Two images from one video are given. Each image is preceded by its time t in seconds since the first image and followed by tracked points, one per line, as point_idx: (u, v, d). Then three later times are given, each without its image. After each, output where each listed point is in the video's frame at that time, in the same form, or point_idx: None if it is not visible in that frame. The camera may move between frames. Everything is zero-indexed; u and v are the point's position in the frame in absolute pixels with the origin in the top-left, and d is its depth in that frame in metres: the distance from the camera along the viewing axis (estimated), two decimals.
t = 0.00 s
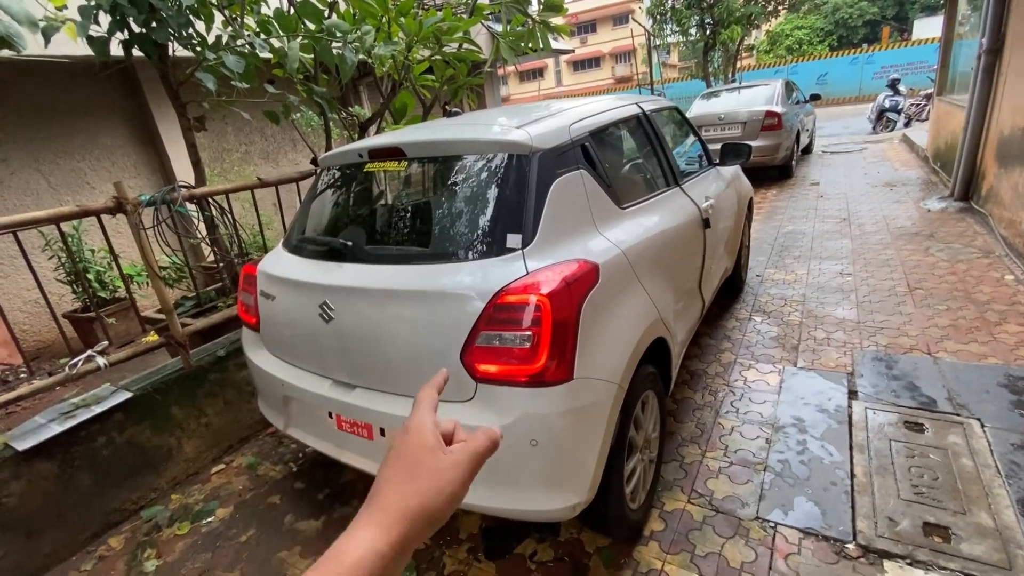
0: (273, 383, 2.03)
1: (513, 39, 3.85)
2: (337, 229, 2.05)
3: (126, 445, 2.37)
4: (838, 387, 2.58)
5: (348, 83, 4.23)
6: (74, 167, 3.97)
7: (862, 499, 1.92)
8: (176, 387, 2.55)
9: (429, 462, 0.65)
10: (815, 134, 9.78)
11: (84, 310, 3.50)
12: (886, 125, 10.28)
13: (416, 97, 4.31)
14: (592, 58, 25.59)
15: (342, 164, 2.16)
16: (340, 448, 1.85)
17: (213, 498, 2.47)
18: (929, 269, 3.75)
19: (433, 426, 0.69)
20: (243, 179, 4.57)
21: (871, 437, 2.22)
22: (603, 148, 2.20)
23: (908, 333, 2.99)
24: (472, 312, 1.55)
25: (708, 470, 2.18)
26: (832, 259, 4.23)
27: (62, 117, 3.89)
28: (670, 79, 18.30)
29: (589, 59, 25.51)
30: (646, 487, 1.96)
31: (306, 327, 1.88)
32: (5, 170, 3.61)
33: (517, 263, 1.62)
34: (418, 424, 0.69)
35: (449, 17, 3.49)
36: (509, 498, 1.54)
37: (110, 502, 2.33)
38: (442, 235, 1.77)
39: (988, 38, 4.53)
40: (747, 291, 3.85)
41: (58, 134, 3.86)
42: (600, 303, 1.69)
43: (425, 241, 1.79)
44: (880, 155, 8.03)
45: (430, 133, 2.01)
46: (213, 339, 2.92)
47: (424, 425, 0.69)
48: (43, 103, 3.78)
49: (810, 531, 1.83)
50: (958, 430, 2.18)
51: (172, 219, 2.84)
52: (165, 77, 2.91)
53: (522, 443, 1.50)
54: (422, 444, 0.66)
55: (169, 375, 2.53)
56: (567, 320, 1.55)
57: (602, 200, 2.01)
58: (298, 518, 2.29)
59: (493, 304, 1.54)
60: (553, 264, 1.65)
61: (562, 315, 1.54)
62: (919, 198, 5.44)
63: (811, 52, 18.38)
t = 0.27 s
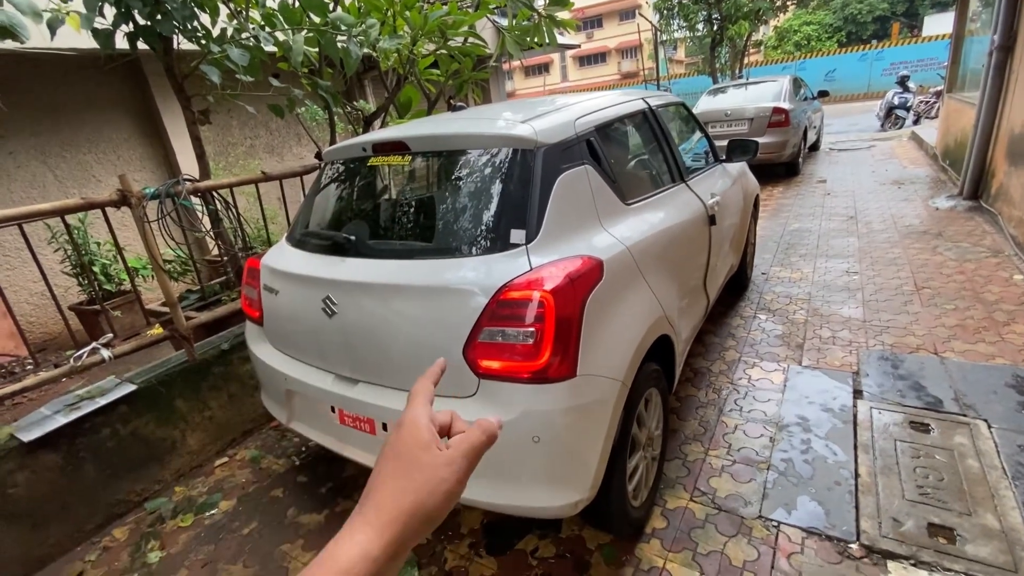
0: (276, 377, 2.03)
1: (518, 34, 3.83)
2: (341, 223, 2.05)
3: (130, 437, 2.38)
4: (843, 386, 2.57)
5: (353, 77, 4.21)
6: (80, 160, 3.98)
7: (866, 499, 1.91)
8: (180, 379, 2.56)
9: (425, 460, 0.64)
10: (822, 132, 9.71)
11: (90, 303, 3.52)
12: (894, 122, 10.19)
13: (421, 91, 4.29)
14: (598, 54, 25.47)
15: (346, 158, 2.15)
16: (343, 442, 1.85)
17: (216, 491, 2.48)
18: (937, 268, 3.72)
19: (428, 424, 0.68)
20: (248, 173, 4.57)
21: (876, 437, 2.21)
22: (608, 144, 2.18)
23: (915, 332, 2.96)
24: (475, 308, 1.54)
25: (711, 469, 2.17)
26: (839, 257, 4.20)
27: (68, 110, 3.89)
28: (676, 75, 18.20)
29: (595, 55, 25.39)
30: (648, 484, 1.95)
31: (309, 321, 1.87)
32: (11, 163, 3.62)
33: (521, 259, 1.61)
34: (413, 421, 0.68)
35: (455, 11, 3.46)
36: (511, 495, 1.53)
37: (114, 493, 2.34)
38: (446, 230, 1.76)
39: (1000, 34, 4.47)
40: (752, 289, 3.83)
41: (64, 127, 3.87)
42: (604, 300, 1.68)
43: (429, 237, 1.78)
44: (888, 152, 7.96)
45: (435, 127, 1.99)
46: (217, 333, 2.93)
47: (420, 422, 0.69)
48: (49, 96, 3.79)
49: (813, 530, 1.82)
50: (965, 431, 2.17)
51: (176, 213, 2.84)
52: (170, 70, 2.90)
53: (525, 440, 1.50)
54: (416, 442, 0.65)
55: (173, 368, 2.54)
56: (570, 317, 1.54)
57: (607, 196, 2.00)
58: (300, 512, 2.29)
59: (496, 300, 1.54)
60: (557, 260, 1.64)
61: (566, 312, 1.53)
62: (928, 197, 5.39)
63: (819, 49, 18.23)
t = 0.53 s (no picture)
0: (277, 373, 2.04)
1: (523, 30, 3.83)
2: (342, 220, 2.04)
3: (132, 431, 2.39)
4: (846, 387, 2.55)
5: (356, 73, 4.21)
6: (85, 155, 3.99)
7: (868, 501, 1.90)
8: (182, 374, 2.56)
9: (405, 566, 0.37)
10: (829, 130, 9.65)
11: (94, 297, 3.53)
12: (902, 121, 10.11)
13: (425, 87, 4.28)
14: (603, 51, 25.37)
15: (348, 154, 2.14)
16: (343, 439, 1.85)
17: (217, 486, 2.48)
18: (943, 268, 3.69)
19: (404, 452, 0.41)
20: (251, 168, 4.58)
21: (880, 439, 2.19)
22: (612, 141, 2.16)
23: (920, 333, 2.94)
24: (476, 306, 1.53)
25: (713, 469, 2.16)
26: (844, 256, 4.17)
27: (74, 105, 3.90)
28: (682, 72, 18.11)
29: (601, 51, 25.29)
30: (648, 484, 1.94)
31: (310, 317, 1.87)
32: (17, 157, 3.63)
33: (522, 257, 1.60)
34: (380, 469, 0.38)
35: (459, 6, 3.45)
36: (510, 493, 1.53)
37: (116, 487, 2.35)
38: (447, 228, 1.75)
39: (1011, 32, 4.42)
40: (756, 288, 3.80)
41: (69, 121, 3.88)
42: (606, 299, 1.67)
43: (430, 234, 1.77)
44: (896, 151, 7.90)
45: (437, 123, 1.98)
46: (219, 328, 2.93)
47: (394, 479, 0.39)
48: (54, 91, 3.80)
49: (815, 532, 1.81)
50: (969, 433, 2.15)
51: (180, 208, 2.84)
52: (174, 65, 2.90)
53: (525, 439, 1.49)
54: (388, 483, 0.39)
55: (176, 364, 2.55)
56: (571, 315, 1.53)
57: (610, 193, 1.98)
58: (301, 508, 2.29)
59: (497, 298, 1.53)
60: (558, 258, 1.63)
61: (567, 310, 1.52)
62: (935, 196, 5.35)
63: (827, 46, 18.09)
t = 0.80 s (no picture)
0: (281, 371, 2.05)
1: (527, 28, 3.82)
2: (346, 219, 2.05)
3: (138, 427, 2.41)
4: (849, 388, 2.55)
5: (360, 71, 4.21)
6: (91, 152, 4.01)
7: (870, 502, 1.90)
8: (187, 371, 2.58)
9: (351, 532, 0.37)
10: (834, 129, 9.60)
11: (100, 294, 3.56)
12: (909, 120, 10.04)
13: (429, 85, 4.28)
14: (608, 48, 25.29)
15: (352, 153, 2.15)
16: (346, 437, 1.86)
17: (221, 482, 2.50)
18: (948, 269, 3.68)
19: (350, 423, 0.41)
20: (256, 166, 4.59)
21: (882, 440, 2.19)
22: (616, 140, 2.16)
23: (925, 334, 2.93)
24: (479, 306, 1.54)
25: (714, 469, 2.16)
26: (848, 257, 4.15)
27: (79, 102, 3.92)
28: (687, 70, 18.04)
29: (606, 49, 25.21)
30: (650, 484, 1.95)
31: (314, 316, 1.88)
32: (23, 154, 3.66)
33: (525, 257, 1.60)
34: (321, 433, 0.40)
35: (463, 5, 3.44)
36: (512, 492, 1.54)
37: (121, 483, 2.37)
38: (451, 227, 1.75)
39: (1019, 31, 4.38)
40: (759, 288, 3.80)
41: (75, 119, 3.90)
42: (608, 299, 1.67)
43: (434, 233, 1.77)
44: (902, 150, 7.85)
45: (441, 122, 1.99)
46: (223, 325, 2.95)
47: (336, 442, 0.39)
48: (60, 88, 3.82)
49: (816, 532, 1.81)
50: (972, 435, 2.14)
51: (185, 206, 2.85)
52: (178, 63, 2.91)
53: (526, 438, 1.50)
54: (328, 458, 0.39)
55: (180, 361, 2.57)
56: (574, 315, 1.54)
57: (613, 193, 1.98)
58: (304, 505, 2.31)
59: (500, 297, 1.53)
60: (561, 259, 1.63)
61: (569, 310, 1.53)
62: (941, 196, 5.32)
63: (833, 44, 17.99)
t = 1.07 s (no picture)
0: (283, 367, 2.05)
1: (531, 25, 3.81)
2: (349, 215, 2.05)
3: (141, 422, 2.42)
4: (852, 386, 2.54)
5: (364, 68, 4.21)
6: (94, 148, 4.02)
7: (872, 501, 1.89)
8: (190, 367, 2.59)
9: (365, 545, 0.35)
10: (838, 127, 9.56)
11: (103, 290, 3.57)
12: (914, 118, 10.00)
13: (432, 82, 4.27)
14: (612, 45, 25.22)
15: (355, 149, 2.15)
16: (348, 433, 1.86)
17: (224, 477, 2.51)
18: (953, 268, 3.66)
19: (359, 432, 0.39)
20: (259, 163, 4.60)
21: (885, 439, 2.18)
22: (619, 138, 2.16)
23: (928, 333, 2.92)
24: (481, 302, 1.54)
25: (716, 466, 2.16)
26: (852, 255, 4.14)
27: (83, 98, 3.93)
28: (691, 68, 18.00)
29: (609, 46, 25.16)
30: (652, 481, 1.95)
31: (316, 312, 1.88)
32: (28, 150, 3.67)
33: (528, 254, 1.60)
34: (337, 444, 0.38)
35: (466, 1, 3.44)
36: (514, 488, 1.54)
37: (125, 478, 2.38)
38: (453, 224, 1.75)
39: None
40: (763, 286, 3.79)
41: (79, 115, 3.91)
42: (611, 296, 1.67)
43: (436, 230, 1.77)
44: (907, 149, 7.81)
45: (444, 119, 1.99)
46: (227, 321, 2.96)
47: (349, 454, 0.38)
48: (64, 84, 3.83)
49: (818, 531, 1.81)
50: (976, 434, 2.14)
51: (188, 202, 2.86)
52: (182, 59, 2.91)
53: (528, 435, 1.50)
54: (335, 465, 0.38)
55: (184, 357, 2.57)
56: (576, 312, 1.54)
57: (616, 190, 1.98)
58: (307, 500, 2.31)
59: (502, 294, 1.53)
60: (564, 255, 1.63)
61: (571, 307, 1.52)
62: (946, 195, 5.29)
63: (838, 41, 17.90)
